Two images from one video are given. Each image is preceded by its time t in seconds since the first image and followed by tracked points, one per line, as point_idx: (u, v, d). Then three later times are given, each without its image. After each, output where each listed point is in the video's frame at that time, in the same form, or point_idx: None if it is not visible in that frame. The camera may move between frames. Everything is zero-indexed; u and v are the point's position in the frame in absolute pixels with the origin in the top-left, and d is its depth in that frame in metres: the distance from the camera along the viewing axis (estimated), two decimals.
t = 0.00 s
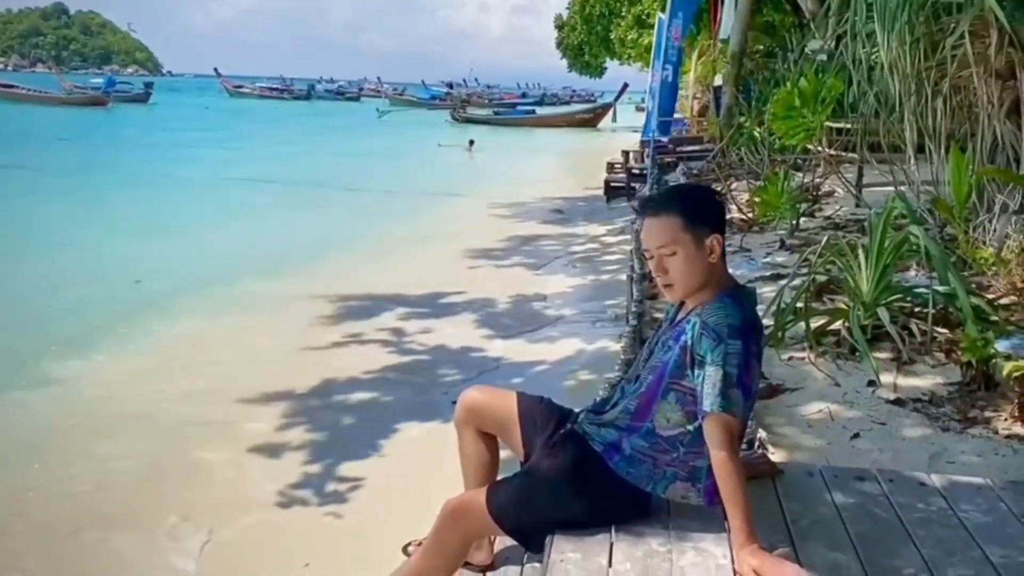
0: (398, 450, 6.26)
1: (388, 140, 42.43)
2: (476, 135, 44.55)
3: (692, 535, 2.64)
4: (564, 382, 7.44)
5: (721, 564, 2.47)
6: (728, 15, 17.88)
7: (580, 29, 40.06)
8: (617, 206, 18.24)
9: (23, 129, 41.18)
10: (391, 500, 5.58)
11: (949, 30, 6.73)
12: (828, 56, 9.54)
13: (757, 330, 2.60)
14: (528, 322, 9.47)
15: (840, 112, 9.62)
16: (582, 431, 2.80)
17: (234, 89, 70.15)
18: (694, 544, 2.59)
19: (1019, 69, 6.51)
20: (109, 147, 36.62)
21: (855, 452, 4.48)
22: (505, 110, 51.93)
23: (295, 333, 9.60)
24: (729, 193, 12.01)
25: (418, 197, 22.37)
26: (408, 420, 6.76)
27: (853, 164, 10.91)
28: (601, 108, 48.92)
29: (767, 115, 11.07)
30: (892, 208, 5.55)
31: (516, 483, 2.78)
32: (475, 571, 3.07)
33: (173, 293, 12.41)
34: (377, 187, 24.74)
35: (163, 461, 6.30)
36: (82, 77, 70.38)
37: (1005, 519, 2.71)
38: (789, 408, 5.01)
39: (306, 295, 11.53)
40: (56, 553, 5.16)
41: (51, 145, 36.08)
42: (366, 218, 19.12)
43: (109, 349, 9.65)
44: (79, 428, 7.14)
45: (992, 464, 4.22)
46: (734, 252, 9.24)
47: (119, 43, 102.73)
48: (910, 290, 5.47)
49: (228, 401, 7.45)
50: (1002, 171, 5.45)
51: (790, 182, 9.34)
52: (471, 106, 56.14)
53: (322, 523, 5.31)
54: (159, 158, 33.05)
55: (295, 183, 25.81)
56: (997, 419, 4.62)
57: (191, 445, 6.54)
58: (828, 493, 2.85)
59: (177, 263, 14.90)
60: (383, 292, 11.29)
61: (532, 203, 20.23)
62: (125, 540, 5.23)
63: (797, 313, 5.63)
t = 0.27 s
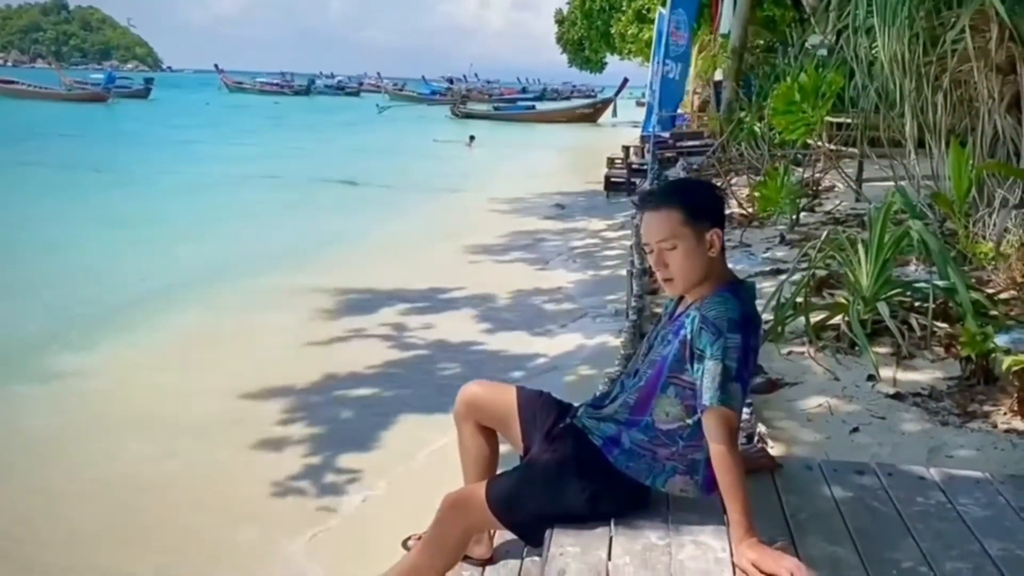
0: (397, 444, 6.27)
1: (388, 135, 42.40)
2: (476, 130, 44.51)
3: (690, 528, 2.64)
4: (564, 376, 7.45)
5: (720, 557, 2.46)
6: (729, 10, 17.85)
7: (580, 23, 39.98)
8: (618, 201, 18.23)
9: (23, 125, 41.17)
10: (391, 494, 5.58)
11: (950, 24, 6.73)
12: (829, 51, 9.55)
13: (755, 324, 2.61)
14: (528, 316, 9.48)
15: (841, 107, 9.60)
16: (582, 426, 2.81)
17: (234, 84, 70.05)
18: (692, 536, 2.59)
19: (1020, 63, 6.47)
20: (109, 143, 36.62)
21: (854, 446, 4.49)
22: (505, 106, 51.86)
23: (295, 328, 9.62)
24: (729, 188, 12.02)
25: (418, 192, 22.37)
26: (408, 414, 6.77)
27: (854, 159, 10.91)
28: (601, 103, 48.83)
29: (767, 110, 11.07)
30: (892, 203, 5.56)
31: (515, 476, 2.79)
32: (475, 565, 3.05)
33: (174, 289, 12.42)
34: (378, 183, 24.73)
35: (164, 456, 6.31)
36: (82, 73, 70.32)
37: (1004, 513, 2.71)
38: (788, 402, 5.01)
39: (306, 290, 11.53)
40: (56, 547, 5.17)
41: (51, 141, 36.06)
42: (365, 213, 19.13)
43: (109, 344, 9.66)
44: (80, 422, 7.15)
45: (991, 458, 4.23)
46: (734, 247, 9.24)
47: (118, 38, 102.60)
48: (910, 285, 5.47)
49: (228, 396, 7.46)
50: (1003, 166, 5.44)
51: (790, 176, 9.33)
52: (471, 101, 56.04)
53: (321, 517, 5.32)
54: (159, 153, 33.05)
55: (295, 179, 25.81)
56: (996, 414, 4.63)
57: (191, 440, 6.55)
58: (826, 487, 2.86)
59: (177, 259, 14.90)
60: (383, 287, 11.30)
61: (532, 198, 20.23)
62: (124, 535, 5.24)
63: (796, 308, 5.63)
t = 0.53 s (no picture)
0: (397, 437, 6.28)
1: (388, 130, 42.38)
2: (476, 125, 44.47)
3: (687, 519, 2.65)
4: (563, 370, 7.47)
5: (719, 548, 2.46)
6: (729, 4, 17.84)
7: (580, 17, 39.90)
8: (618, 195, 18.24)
9: (22, 119, 41.16)
10: (390, 486, 5.60)
11: (951, 16, 6.70)
12: (829, 44, 9.55)
13: (754, 317, 2.62)
14: (527, 310, 9.49)
15: (841, 101, 9.60)
16: (581, 417, 2.81)
17: (233, 78, 69.97)
18: (689, 527, 2.60)
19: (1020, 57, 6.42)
20: (109, 138, 36.62)
21: (852, 439, 4.50)
22: (505, 100, 51.79)
23: (295, 322, 9.64)
24: (729, 182, 12.02)
25: (418, 186, 22.37)
26: (408, 407, 6.79)
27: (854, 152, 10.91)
28: (601, 97, 48.76)
29: (767, 104, 11.07)
30: (892, 196, 5.57)
31: (514, 469, 2.80)
32: (474, 557, 3.10)
33: (174, 283, 12.44)
34: (378, 177, 24.73)
35: (165, 449, 6.33)
36: (82, 67, 70.26)
37: (1002, 504, 2.72)
38: (787, 395, 5.02)
39: (306, 284, 11.55)
40: (57, 540, 5.19)
41: (50, 135, 36.04)
42: (365, 207, 19.14)
43: (109, 338, 9.67)
44: (80, 416, 7.17)
45: (990, 450, 4.24)
46: (733, 241, 9.24)
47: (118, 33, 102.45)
48: (910, 278, 5.48)
49: (228, 390, 7.48)
50: (1002, 159, 5.42)
51: (790, 170, 9.33)
52: (471, 96, 55.97)
53: (320, 510, 5.34)
54: (159, 148, 33.04)
55: (295, 174, 25.81)
56: (995, 406, 4.64)
57: (191, 434, 6.57)
58: (824, 479, 2.87)
59: (177, 253, 14.92)
60: (383, 281, 11.31)
61: (532, 192, 20.23)
62: (125, 528, 5.26)
63: (796, 301, 5.64)
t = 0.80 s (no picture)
0: (398, 428, 6.30)
1: (388, 123, 42.30)
2: (475, 118, 44.38)
3: (686, 507, 2.66)
4: (563, 362, 7.48)
5: (718, 537, 2.47)
6: None
7: (581, 10, 39.77)
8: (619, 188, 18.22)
9: (22, 113, 41.10)
10: (389, 476, 5.61)
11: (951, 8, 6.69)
12: (830, 36, 9.53)
13: (754, 306, 2.62)
14: (528, 302, 9.50)
15: (841, 93, 9.56)
16: (581, 406, 2.83)
17: (232, 71, 69.79)
18: (688, 515, 2.61)
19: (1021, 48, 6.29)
20: (110, 132, 36.60)
21: (851, 429, 4.51)
22: (506, 93, 51.69)
23: (295, 314, 9.65)
24: (730, 174, 12.00)
25: (419, 180, 22.36)
26: (409, 399, 6.80)
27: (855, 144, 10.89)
28: (602, 90, 48.65)
29: (768, 96, 11.04)
30: (892, 188, 5.56)
31: (513, 460, 2.81)
32: (474, 545, 3.17)
33: (174, 277, 12.44)
34: (379, 170, 24.71)
35: (166, 442, 6.35)
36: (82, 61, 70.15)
37: (1001, 493, 2.72)
38: (787, 385, 5.02)
39: (306, 278, 11.55)
40: (60, 531, 5.21)
41: (50, 129, 35.99)
42: (366, 201, 19.13)
43: (111, 331, 9.69)
44: (82, 410, 7.20)
45: (989, 441, 4.24)
46: (734, 233, 9.24)
47: (118, 26, 102.24)
48: (910, 269, 5.47)
49: (229, 382, 7.50)
50: (1002, 149, 5.41)
51: (790, 163, 9.32)
52: (471, 89, 55.85)
53: (320, 501, 5.36)
54: (160, 142, 33.03)
55: (295, 167, 25.81)
56: (994, 397, 4.64)
57: (192, 426, 6.59)
58: (824, 468, 2.87)
59: (179, 246, 14.93)
60: (383, 274, 11.32)
61: (533, 185, 20.21)
62: (127, 519, 5.28)
63: (796, 293, 5.63)
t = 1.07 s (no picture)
0: (399, 420, 6.30)
1: (389, 116, 42.23)
2: (476, 111, 44.31)
3: (687, 496, 2.66)
4: (565, 354, 7.48)
5: (717, 526, 2.47)
6: None
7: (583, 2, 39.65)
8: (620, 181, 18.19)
9: (22, 106, 41.02)
10: (392, 467, 5.62)
11: None
12: (832, 28, 9.51)
13: (754, 296, 2.62)
14: (530, 295, 9.50)
15: (844, 85, 9.53)
16: (582, 396, 2.83)
17: (233, 64, 69.70)
18: (688, 504, 2.61)
19: None
20: (111, 125, 36.60)
21: (852, 420, 4.51)
22: (507, 86, 51.60)
23: (297, 307, 9.66)
24: (731, 167, 11.98)
25: (420, 172, 22.34)
26: (410, 391, 6.80)
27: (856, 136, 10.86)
28: (604, 83, 48.55)
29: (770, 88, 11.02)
30: (893, 179, 5.55)
31: (515, 448, 2.81)
32: (475, 535, 3.20)
33: (175, 270, 12.44)
34: (380, 163, 24.70)
35: (168, 434, 6.35)
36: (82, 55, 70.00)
37: (1001, 483, 2.72)
38: (788, 376, 5.02)
39: (307, 270, 11.55)
40: (62, 523, 5.22)
41: (51, 123, 35.92)
42: (367, 193, 19.13)
43: (112, 324, 9.69)
44: (85, 403, 7.20)
45: (990, 431, 4.24)
46: (736, 225, 9.23)
47: (118, 19, 102.00)
48: (911, 261, 5.46)
49: (230, 375, 7.50)
50: (1004, 140, 5.41)
51: (791, 155, 9.30)
52: (473, 82, 55.75)
53: (323, 491, 5.37)
54: (162, 135, 33.01)
55: (297, 160, 25.79)
56: (995, 387, 4.64)
57: (194, 418, 6.59)
58: (823, 458, 2.87)
59: (180, 240, 14.91)
60: (385, 266, 11.32)
61: (534, 178, 20.19)
62: (130, 510, 5.29)
63: (797, 284, 5.63)
